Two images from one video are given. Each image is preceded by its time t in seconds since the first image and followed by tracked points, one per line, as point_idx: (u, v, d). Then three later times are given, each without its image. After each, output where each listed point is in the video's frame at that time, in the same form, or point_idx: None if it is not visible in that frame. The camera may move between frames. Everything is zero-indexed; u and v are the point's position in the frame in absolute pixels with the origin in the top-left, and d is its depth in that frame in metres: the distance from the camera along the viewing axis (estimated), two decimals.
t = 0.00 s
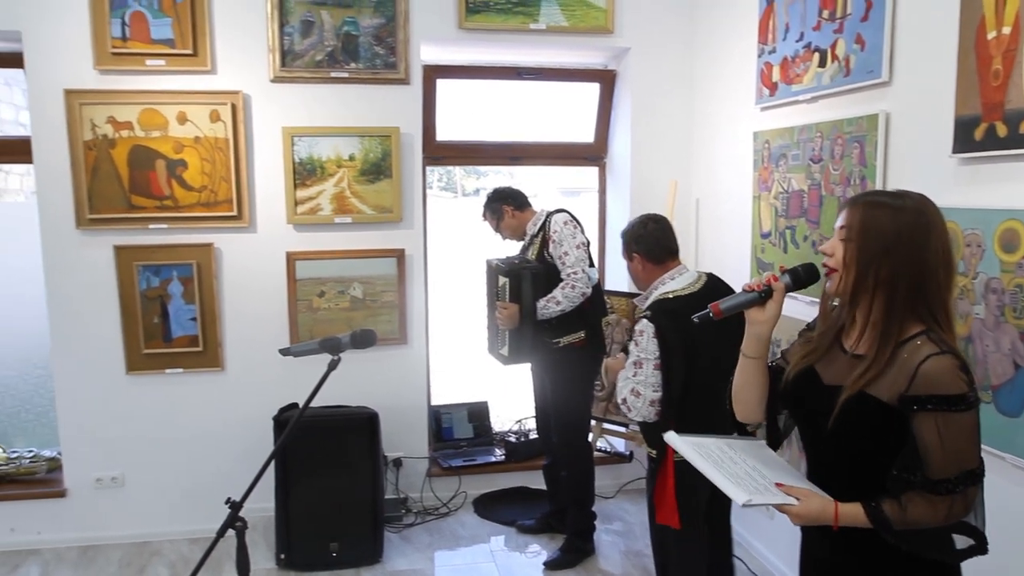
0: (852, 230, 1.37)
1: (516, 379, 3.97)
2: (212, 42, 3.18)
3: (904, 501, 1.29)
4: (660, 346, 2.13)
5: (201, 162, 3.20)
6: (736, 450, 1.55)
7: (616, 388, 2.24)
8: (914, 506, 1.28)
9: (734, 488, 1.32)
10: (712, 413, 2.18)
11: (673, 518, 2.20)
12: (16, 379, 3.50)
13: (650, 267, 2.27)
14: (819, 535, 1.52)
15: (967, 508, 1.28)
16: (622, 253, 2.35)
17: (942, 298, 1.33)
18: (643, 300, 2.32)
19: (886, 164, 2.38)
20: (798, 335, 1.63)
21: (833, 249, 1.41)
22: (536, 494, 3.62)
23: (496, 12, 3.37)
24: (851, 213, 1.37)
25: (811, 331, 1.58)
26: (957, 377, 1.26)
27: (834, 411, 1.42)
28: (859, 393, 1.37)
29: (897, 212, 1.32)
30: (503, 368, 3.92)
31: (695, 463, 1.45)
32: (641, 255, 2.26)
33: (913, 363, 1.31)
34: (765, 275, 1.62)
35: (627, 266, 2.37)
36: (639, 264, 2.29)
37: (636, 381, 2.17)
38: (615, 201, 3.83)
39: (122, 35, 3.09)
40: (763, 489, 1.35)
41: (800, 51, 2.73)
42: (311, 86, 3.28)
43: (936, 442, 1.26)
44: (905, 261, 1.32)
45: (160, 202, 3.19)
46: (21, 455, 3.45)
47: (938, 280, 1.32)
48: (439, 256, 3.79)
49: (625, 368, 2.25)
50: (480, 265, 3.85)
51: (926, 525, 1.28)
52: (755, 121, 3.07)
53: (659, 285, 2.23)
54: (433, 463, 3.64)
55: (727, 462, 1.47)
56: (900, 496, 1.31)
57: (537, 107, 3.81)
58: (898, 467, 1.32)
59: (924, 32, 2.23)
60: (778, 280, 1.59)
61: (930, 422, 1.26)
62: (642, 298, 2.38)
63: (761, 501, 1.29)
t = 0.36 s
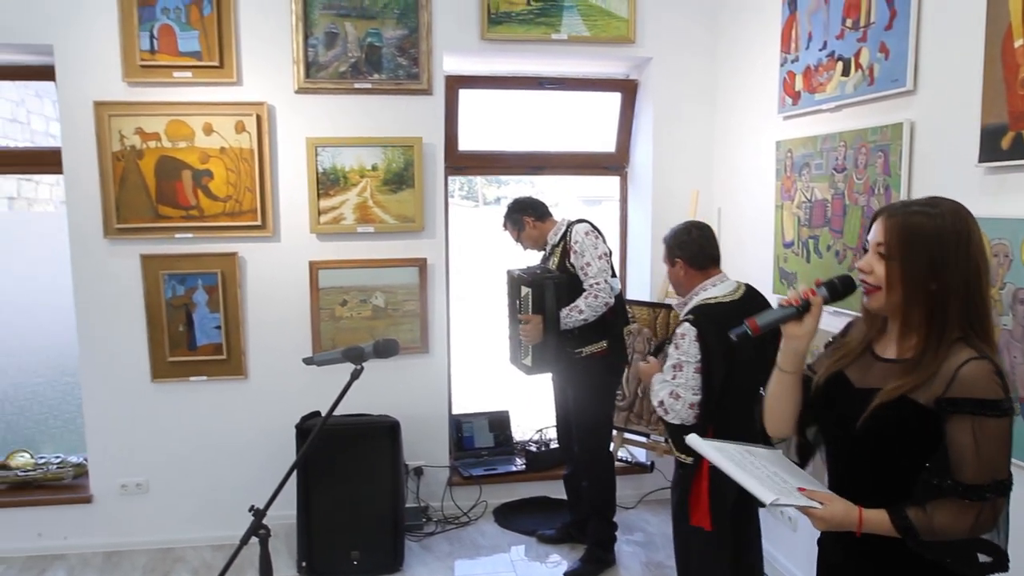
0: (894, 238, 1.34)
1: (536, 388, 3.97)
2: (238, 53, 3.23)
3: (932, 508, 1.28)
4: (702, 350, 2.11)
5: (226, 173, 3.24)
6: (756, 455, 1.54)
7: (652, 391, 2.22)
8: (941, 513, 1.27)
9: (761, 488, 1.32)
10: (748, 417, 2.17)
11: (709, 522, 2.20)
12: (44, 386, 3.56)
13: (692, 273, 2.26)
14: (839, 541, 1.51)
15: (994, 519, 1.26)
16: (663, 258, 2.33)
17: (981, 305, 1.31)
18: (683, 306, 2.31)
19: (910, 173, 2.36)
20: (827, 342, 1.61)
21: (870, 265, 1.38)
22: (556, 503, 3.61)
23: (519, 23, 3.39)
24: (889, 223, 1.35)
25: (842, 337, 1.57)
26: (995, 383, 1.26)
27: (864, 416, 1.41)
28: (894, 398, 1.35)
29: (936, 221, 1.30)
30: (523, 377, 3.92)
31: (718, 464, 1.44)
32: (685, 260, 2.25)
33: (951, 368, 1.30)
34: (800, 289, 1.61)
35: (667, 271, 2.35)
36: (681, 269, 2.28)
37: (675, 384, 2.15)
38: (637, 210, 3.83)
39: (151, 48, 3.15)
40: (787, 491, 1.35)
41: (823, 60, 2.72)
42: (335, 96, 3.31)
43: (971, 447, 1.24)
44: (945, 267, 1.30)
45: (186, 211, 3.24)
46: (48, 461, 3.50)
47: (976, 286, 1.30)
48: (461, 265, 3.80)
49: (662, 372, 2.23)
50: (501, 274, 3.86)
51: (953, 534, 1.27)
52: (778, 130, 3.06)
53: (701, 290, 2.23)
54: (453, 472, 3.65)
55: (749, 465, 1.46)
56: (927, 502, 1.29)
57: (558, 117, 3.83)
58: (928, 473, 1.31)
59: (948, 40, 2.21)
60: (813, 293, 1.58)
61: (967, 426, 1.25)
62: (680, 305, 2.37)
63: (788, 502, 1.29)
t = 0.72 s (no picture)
0: (921, 255, 1.32)
1: (553, 397, 3.97)
2: (256, 65, 3.26)
3: (952, 512, 1.28)
4: (741, 346, 2.09)
5: (244, 183, 3.27)
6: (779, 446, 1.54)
7: (687, 390, 2.17)
8: (961, 518, 1.26)
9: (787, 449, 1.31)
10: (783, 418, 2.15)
11: (769, 511, 2.20)
12: (65, 394, 3.60)
13: (729, 276, 2.23)
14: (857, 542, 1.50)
15: (1011, 529, 1.26)
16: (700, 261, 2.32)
17: (1005, 317, 1.31)
18: (719, 309, 2.29)
19: (928, 182, 2.35)
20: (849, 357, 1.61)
21: (900, 289, 1.36)
22: (572, 512, 3.60)
23: (534, 33, 3.40)
24: (914, 243, 1.33)
25: (864, 352, 1.57)
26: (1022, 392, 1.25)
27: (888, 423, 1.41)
28: (919, 407, 1.33)
29: (961, 237, 1.29)
30: (540, 386, 3.92)
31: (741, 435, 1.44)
32: (722, 262, 2.23)
33: (977, 376, 1.29)
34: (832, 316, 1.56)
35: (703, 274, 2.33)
36: (718, 272, 2.26)
37: (713, 381, 2.11)
38: (652, 219, 3.82)
39: (170, 61, 3.19)
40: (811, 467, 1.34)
41: (840, 68, 2.71)
42: (352, 107, 3.34)
43: (995, 454, 1.23)
44: (972, 280, 1.29)
45: (205, 221, 3.27)
46: (69, 468, 3.54)
47: (1001, 298, 1.30)
48: (477, 275, 3.81)
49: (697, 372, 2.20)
50: (517, 283, 3.86)
51: (972, 541, 1.26)
52: (794, 138, 3.05)
53: (737, 293, 2.22)
54: (469, 481, 3.65)
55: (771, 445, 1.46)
56: (948, 506, 1.29)
57: (574, 126, 3.84)
58: (950, 478, 1.30)
59: (965, 48, 2.19)
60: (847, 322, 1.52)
61: (992, 434, 1.24)
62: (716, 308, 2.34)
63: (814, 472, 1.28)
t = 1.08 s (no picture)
0: (941, 259, 1.32)
1: (571, 404, 3.96)
2: (277, 76, 3.30)
3: (973, 517, 1.26)
4: (776, 348, 2.07)
5: (266, 192, 3.30)
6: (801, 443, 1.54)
7: (720, 392, 2.14)
8: (982, 523, 1.25)
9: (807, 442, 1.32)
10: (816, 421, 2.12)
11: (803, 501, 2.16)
12: (90, 401, 3.65)
13: (762, 281, 2.21)
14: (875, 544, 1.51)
15: None
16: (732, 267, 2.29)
17: None
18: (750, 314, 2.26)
19: (951, 189, 2.32)
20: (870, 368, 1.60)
21: (919, 294, 1.36)
22: (591, 520, 3.59)
23: (552, 42, 3.41)
24: (934, 248, 1.33)
25: (885, 361, 1.56)
26: None
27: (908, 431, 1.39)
28: (939, 416, 1.32)
29: (982, 245, 1.29)
30: (558, 393, 3.92)
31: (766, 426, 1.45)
32: (756, 267, 2.20)
33: (997, 382, 1.28)
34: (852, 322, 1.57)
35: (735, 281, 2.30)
36: (750, 277, 2.23)
37: (747, 382, 2.09)
38: (671, 226, 3.81)
39: (193, 72, 3.23)
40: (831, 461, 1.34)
41: (860, 75, 2.70)
42: (372, 116, 3.36)
43: (1017, 460, 1.22)
44: (992, 287, 1.28)
45: (227, 230, 3.31)
46: (93, 474, 3.58)
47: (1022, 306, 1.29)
48: (496, 282, 3.82)
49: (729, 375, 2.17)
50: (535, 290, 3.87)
51: (992, 546, 1.24)
52: (815, 144, 3.04)
53: (770, 298, 2.20)
54: (488, 488, 3.65)
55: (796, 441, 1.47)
56: (969, 511, 1.27)
57: (592, 134, 3.84)
58: (971, 484, 1.28)
59: (987, 53, 2.17)
60: (867, 329, 1.53)
61: (1013, 439, 1.23)
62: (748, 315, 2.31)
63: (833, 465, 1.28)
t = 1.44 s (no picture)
0: (963, 262, 1.32)
1: (592, 411, 3.96)
2: (300, 84, 3.33)
3: (1012, 537, 1.22)
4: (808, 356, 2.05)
5: (288, 199, 3.33)
6: (832, 471, 1.50)
7: (747, 397, 2.15)
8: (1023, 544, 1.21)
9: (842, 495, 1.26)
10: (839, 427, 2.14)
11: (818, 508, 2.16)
12: (115, 405, 3.69)
13: (796, 288, 2.17)
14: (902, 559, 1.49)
15: None
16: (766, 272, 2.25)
17: None
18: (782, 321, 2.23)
19: (977, 196, 2.29)
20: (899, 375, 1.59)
21: (942, 293, 1.36)
22: (612, 528, 3.57)
23: (573, 48, 3.42)
24: (955, 251, 1.33)
25: (913, 368, 1.55)
26: None
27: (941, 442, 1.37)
28: (970, 425, 1.31)
29: (1005, 250, 1.28)
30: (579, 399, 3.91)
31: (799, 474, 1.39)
32: (790, 273, 2.17)
33: None
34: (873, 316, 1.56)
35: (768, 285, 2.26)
36: (783, 282, 2.19)
37: (777, 390, 2.08)
38: (693, 232, 3.80)
39: (218, 80, 3.27)
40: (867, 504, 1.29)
41: (884, 80, 2.67)
42: (394, 123, 3.38)
43: None
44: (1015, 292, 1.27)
45: (250, 236, 3.34)
46: (118, 477, 3.62)
47: None
48: (517, 289, 3.82)
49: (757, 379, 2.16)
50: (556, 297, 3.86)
51: None
52: (838, 150, 3.02)
53: (802, 306, 2.16)
54: (509, 495, 3.65)
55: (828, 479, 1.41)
56: (1008, 532, 1.23)
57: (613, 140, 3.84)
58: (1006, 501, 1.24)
59: (1013, 57, 2.14)
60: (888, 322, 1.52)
61: None
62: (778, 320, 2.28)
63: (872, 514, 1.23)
